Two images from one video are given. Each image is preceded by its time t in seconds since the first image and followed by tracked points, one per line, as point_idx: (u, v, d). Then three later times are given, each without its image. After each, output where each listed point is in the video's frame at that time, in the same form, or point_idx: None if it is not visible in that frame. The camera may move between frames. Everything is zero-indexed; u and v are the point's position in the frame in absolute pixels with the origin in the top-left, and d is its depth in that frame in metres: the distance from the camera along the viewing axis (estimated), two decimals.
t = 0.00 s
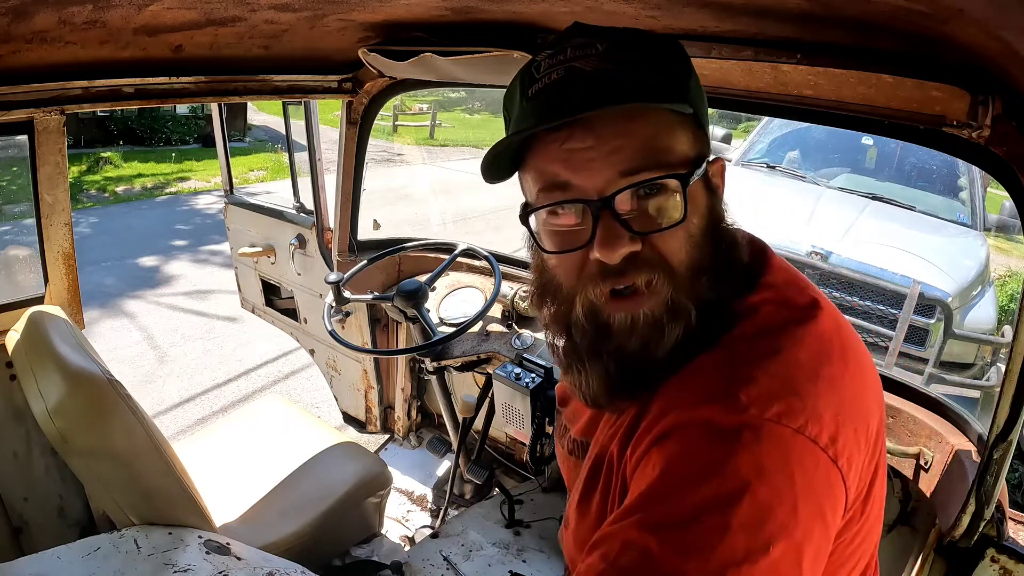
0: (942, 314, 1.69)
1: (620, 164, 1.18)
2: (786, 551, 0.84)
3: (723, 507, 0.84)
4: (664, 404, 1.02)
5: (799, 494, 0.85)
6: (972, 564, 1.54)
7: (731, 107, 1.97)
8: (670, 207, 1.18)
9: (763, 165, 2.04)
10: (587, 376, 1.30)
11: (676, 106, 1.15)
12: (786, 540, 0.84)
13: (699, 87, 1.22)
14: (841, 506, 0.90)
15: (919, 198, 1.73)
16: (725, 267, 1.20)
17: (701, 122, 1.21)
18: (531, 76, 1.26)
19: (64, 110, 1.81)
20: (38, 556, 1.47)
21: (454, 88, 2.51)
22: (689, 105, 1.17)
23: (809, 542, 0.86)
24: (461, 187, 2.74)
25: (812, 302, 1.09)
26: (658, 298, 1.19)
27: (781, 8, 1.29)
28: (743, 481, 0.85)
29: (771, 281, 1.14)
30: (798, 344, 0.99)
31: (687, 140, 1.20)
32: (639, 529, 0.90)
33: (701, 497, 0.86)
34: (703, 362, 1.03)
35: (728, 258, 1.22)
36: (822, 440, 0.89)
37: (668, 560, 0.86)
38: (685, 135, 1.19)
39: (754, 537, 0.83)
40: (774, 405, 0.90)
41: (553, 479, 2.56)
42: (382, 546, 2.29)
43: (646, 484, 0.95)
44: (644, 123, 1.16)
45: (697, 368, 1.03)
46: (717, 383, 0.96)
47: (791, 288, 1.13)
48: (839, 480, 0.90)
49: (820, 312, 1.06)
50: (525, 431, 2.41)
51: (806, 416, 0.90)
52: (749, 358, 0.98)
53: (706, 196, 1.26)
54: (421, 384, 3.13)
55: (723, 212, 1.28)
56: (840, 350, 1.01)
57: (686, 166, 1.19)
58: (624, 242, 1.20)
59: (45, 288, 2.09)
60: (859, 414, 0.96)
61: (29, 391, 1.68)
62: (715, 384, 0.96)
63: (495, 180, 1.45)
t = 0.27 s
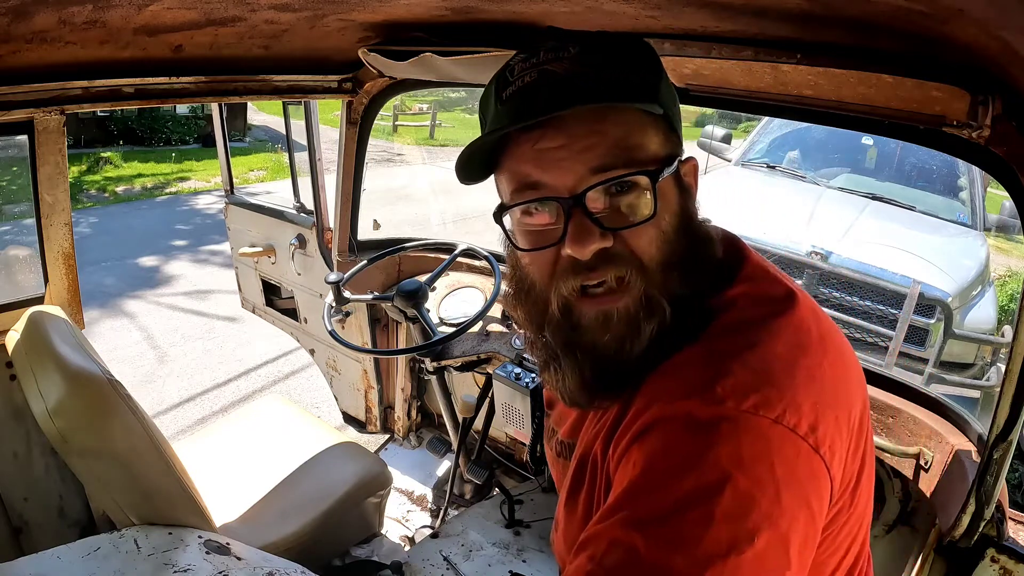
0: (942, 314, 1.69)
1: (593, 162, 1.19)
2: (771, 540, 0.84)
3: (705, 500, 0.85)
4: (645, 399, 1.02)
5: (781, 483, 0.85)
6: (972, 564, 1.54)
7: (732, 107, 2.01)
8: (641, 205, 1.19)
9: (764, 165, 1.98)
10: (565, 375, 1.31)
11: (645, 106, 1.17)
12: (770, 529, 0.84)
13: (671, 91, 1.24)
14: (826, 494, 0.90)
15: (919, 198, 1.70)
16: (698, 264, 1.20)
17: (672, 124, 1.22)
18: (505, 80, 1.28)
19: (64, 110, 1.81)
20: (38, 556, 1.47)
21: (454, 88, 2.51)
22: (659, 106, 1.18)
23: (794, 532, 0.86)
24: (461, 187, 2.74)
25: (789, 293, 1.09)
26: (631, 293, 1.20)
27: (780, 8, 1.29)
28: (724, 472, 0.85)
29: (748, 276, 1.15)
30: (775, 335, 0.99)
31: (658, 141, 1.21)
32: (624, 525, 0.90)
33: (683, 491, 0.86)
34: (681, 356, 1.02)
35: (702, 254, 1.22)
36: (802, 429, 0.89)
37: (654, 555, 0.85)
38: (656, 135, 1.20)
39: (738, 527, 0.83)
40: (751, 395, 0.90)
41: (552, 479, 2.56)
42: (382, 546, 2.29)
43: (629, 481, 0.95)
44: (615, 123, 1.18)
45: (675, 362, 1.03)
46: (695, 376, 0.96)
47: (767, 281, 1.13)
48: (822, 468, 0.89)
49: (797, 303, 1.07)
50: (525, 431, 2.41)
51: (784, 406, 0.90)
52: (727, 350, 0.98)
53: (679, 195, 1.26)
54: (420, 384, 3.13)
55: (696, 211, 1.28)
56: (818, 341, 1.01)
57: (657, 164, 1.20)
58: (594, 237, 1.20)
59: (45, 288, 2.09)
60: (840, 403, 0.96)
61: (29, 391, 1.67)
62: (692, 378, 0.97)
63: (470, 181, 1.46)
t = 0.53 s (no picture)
0: (942, 314, 1.69)
1: (589, 159, 1.20)
2: (773, 548, 0.84)
3: (708, 508, 0.85)
4: (646, 405, 1.02)
5: (784, 492, 0.86)
6: (972, 564, 1.54)
7: (733, 107, 2.02)
8: (638, 202, 1.19)
9: (764, 165, 1.97)
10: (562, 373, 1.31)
11: (644, 105, 1.17)
12: (773, 538, 0.84)
13: (670, 88, 1.23)
14: (828, 502, 0.90)
15: (919, 198, 1.70)
16: (695, 265, 1.19)
17: (671, 122, 1.22)
18: (505, 77, 1.28)
19: (64, 110, 1.81)
20: (39, 556, 1.47)
21: (453, 87, 2.51)
22: (658, 104, 1.18)
23: (796, 539, 0.86)
24: (461, 187, 2.74)
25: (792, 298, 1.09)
26: (620, 291, 1.19)
27: (780, 8, 1.29)
28: (727, 482, 0.85)
29: (748, 278, 1.14)
30: (778, 341, 0.99)
31: (655, 138, 1.21)
32: (627, 532, 0.90)
33: (685, 499, 0.87)
34: (682, 361, 1.02)
35: (699, 255, 1.21)
36: (805, 438, 0.89)
37: (656, 562, 0.86)
38: (654, 133, 1.21)
39: (741, 536, 0.84)
40: (754, 405, 0.90)
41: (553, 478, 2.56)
42: (382, 546, 2.28)
43: (630, 487, 0.95)
44: (612, 121, 1.19)
45: (676, 368, 1.02)
46: (697, 383, 0.96)
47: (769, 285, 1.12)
48: (824, 476, 0.90)
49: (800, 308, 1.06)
50: (525, 431, 2.41)
51: (787, 415, 0.90)
52: (729, 356, 0.97)
53: (675, 195, 1.26)
54: (421, 384, 3.13)
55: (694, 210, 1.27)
56: (821, 348, 1.01)
57: (654, 162, 1.20)
58: (589, 233, 1.21)
59: (45, 288, 2.09)
60: (842, 411, 0.96)
61: (29, 391, 1.67)
62: (694, 384, 0.96)
63: (468, 177, 1.46)
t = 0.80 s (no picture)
0: (942, 314, 1.69)
1: (583, 160, 1.21)
2: (778, 555, 0.84)
3: (715, 514, 0.85)
4: (652, 409, 1.02)
5: (790, 499, 0.86)
6: (972, 564, 1.54)
7: (733, 107, 2.03)
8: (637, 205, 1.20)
9: (764, 165, 1.96)
10: (559, 372, 1.34)
11: (645, 109, 1.17)
12: (779, 545, 0.84)
13: (674, 90, 1.23)
14: (833, 509, 0.90)
15: (919, 198, 1.70)
16: (696, 268, 1.19)
17: (674, 124, 1.22)
18: (510, 76, 1.27)
19: (64, 110, 1.81)
20: (39, 556, 1.47)
21: (454, 88, 2.51)
22: (660, 108, 1.18)
23: (802, 546, 0.86)
24: (461, 187, 2.74)
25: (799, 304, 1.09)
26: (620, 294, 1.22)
27: (780, 8, 1.29)
28: (735, 488, 0.85)
29: (755, 284, 1.14)
30: (786, 347, 0.99)
31: (654, 142, 1.21)
32: (632, 537, 0.90)
33: (692, 505, 0.86)
34: (688, 366, 1.02)
35: (700, 258, 1.21)
36: (812, 445, 0.90)
37: (661, 567, 0.86)
38: (654, 136, 1.21)
39: (747, 542, 0.83)
40: (762, 411, 0.90)
41: (553, 478, 2.56)
42: (382, 546, 2.28)
43: (636, 492, 0.95)
44: (611, 124, 1.19)
45: (683, 372, 1.02)
46: (705, 389, 0.96)
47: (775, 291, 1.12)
48: (830, 483, 0.90)
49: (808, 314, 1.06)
50: (525, 431, 2.41)
51: (795, 422, 0.90)
52: (736, 362, 0.97)
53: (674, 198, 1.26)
54: (421, 384, 3.13)
55: (695, 214, 1.28)
56: (828, 355, 1.01)
57: (649, 165, 1.21)
58: (584, 235, 1.22)
59: (45, 288, 2.09)
60: (849, 418, 0.96)
61: (29, 392, 1.67)
62: (701, 390, 0.96)
63: (471, 171, 1.48)
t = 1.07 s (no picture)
0: (942, 314, 1.68)
1: (590, 160, 1.21)
2: (781, 557, 0.84)
3: (719, 515, 0.85)
4: (658, 410, 1.02)
5: (795, 501, 0.86)
6: (972, 564, 1.54)
7: (733, 107, 2.00)
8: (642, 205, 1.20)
9: (764, 165, 2.00)
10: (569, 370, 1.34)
11: (652, 109, 1.17)
12: (782, 547, 0.84)
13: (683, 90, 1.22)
14: (838, 511, 0.90)
15: (919, 198, 1.72)
16: (704, 269, 1.19)
17: (682, 124, 1.21)
18: (520, 75, 1.27)
19: (64, 110, 1.81)
20: (38, 556, 1.47)
21: (454, 88, 2.51)
22: (668, 109, 1.18)
23: (805, 549, 0.86)
24: (461, 187, 2.74)
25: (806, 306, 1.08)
26: (627, 296, 1.22)
27: (780, 8, 1.29)
28: (739, 489, 0.85)
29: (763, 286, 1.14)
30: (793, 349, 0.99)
31: (661, 142, 1.21)
32: (636, 536, 0.90)
33: (696, 505, 0.87)
34: (695, 367, 1.02)
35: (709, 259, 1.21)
36: (817, 447, 0.89)
37: (665, 566, 0.86)
38: (663, 136, 1.21)
39: (750, 544, 0.83)
40: (767, 413, 0.90)
41: (553, 479, 2.56)
42: (382, 546, 2.28)
43: (641, 491, 0.95)
44: (618, 123, 1.19)
45: (688, 373, 1.03)
46: (711, 390, 0.96)
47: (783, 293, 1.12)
48: (835, 486, 0.90)
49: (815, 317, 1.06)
50: (525, 431, 2.41)
51: (800, 424, 0.90)
52: (743, 363, 0.97)
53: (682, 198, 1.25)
54: (421, 384, 3.13)
55: (705, 214, 1.27)
56: (836, 357, 1.01)
57: (655, 165, 1.20)
58: (591, 235, 1.22)
59: (45, 288, 2.09)
60: (855, 421, 0.96)
61: (29, 392, 1.67)
62: (708, 391, 0.96)
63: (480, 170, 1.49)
